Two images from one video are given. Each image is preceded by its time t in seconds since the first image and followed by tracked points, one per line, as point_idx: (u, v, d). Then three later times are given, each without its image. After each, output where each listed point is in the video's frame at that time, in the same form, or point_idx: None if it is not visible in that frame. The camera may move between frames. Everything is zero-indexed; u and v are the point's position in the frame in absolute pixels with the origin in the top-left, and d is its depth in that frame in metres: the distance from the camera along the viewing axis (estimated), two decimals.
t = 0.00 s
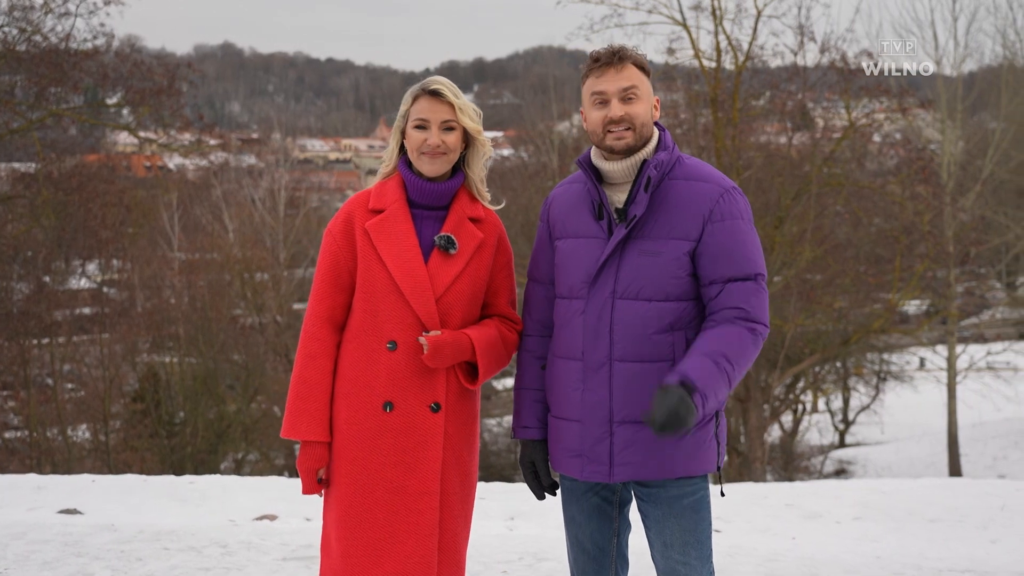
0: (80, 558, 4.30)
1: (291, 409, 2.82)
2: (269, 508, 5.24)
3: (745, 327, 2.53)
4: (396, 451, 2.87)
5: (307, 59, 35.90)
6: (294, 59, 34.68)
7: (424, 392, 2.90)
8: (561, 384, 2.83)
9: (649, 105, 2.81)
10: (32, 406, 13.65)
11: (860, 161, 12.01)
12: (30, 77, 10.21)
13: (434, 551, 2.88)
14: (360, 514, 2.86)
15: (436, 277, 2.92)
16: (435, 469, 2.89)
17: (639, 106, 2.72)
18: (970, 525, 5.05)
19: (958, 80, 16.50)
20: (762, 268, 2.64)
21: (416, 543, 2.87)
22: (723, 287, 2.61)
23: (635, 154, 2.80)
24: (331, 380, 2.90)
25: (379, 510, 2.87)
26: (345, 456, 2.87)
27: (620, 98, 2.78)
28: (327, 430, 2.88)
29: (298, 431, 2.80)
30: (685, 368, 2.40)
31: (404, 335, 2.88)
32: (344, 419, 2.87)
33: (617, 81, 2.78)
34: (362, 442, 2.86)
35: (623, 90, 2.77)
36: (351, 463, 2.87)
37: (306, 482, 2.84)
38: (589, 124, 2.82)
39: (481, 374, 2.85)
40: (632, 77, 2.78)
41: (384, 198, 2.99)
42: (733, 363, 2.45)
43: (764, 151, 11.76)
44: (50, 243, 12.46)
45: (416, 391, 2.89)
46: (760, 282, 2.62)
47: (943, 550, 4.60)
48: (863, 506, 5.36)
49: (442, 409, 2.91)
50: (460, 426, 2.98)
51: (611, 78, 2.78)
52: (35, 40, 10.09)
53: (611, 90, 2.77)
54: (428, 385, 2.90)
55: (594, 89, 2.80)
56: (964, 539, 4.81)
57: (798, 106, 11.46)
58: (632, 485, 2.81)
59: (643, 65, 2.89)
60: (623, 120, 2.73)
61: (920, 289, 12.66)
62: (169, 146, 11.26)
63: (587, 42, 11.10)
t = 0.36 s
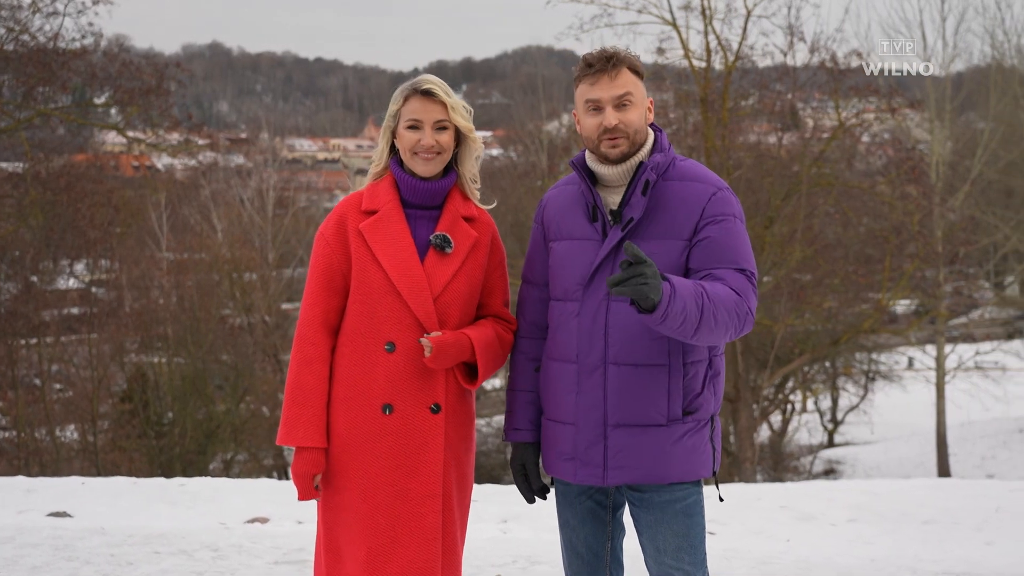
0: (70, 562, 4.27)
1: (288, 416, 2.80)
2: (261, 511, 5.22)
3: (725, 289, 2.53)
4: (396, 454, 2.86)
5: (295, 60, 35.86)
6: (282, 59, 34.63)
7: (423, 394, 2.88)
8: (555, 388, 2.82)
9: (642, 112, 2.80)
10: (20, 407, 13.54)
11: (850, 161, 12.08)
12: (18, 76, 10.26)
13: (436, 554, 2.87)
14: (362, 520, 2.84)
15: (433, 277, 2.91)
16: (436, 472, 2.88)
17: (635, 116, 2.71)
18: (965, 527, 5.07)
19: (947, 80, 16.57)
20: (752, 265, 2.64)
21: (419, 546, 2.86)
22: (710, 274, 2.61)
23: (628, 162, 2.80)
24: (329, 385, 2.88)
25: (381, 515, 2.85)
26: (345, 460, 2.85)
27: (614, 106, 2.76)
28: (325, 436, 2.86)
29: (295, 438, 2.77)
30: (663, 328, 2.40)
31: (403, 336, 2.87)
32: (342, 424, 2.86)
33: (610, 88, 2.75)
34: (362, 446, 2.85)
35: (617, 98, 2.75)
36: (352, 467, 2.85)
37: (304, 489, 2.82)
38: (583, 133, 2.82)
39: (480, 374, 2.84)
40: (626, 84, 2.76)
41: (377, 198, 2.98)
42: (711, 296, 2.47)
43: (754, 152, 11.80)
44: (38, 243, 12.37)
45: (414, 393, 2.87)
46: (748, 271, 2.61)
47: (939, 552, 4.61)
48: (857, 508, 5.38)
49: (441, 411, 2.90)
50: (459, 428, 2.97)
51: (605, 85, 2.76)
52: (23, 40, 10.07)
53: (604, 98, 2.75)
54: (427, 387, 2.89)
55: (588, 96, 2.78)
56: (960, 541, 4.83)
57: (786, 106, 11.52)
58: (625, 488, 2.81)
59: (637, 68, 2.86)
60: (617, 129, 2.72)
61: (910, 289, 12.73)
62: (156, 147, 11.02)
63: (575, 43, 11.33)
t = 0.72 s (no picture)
0: (61, 567, 4.24)
1: (281, 422, 2.77)
2: (252, 514, 5.19)
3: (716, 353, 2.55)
4: (391, 458, 2.85)
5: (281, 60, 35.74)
6: (268, 59, 34.51)
7: (418, 396, 2.87)
8: (551, 394, 2.82)
9: (632, 109, 2.80)
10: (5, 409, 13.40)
11: (838, 162, 12.15)
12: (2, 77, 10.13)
13: (435, 556, 2.87)
14: (360, 526, 2.83)
15: (426, 278, 2.90)
16: (432, 475, 2.87)
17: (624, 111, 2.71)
18: (959, 528, 5.09)
19: (933, 80, 16.65)
20: (746, 270, 2.63)
21: (418, 550, 2.85)
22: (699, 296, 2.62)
23: (619, 161, 2.80)
24: (322, 389, 2.86)
25: (379, 520, 2.83)
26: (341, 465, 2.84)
27: (604, 102, 2.76)
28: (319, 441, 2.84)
29: (288, 444, 2.74)
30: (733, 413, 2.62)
31: (397, 338, 2.86)
32: (337, 428, 2.84)
33: (599, 85, 2.76)
34: (358, 450, 2.83)
35: (606, 95, 2.75)
36: (348, 472, 2.84)
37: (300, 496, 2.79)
38: (572, 131, 2.82)
39: (477, 375, 2.84)
40: (615, 81, 2.76)
41: (368, 200, 2.96)
42: (720, 400, 2.53)
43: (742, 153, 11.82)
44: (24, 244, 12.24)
45: (410, 396, 2.86)
46: (740, 282, 2.60)
47: (934, 554, 4.63)
48: (851, 509, 5.40)
49: (437, 412, 2.89)
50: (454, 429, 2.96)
51: (594, 82, 2.76)
52: (9, 40, 10.04)
53: (594, 94, 2.76)
54: (422, 389, 2.88)
55: (578, 93, 2.78)
56: (955, 542, 4.85)
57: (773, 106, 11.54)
58: (625, 495, 2.81)
59: (627, 66, 2.87)
60: (606, 126, 2.72)
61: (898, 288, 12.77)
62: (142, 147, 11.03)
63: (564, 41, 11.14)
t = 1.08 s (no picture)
0: (49, 569, 4.20)
1: (271, 423, 2.74)
2: (241, 515, 5.16)
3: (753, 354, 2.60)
4: (384, 461, 2.83)
5: (267, 60, 35.57)
6: (254, 58, 34.34)
7: (412, 398, 2.86)
8: (549, 396, 2.81)
9: (632, 107, 2.80)
10: None
11: (824, 162, 12.20)
12: None
13: (428, 560, 2.86)
14: (353, 529, 2.82)
15: (420, 279, 2.88)
16: (426, 478, 2.86)
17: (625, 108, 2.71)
18: (953, 529, 5.12)
19: (918, 80, 16.73)
20: (757, 272, 2.66)
21: (411, 554, 2.84)
22: (719, 297, 2.63)
23: (619, 158, 2.79)
24: (313, 391, 2.84)
25: (372, 524, 2.82)
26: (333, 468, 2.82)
27: (603, 98, 2.76)
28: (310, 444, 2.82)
29: (279, 447, 2.72)
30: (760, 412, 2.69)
31: (391, 339, 2.84)
32: (328, 431, 2.82)
33: (599, 81, 2.76)
34: (351, 453, 2.82)
35: (607, 91, 2.75)
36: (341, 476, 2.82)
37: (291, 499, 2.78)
38: (570, 127, 2.81)
39: (469, 376, 2.83)
40: (616, 78, 2.75)
41: (360, 198, 2.94)
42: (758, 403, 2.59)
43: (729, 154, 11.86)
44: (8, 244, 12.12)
45: (403, 398, 2.85)
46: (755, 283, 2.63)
47: (928, 555, 4.65)
48: (844, 510, 5.42)
49: (431, 415, 2.88)
50: (447, 432, 2.95)
51: (594, 78, 2.76)
52: None
53: (593, 90, 2.75)
54: (416, 391, 2.87)
55: (578, 90, 2.77)
56: (948, 543, 4.88)
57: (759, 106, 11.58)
58: (624, 498, 2.81)
59: (628, 64, 2.86)
60: (606, 123, 2.71)
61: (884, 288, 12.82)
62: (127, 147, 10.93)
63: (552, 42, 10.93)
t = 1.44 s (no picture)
0: (37, 573, 4.16)
1: (265, 427, 2.73)
2: (231, 518, 5.13)
3: (735, 351, 2.58)
4: (380, 465, 2.83)
5: (252, 60, 35.41)
6: (238, 58, 34.18)
7: (407, 402, 2.86)
8: (547, 399, 2.81)
9: (631, 108, 2.80)
10: None
11: (809, 163, 12.27)
12: None
13: (422, 566, 2.86)
14: (348, 535, 2.81)
15: (415, 281, 2.88)
16: (420, 482, 2.86)
17: (625, 108, 2.71)
18: (944, 531, 5.14)
19: (902, 80, 16.83)
20: (751, 272, 2.66)
21: (405, 559, 2.84)
22: (711, 294, 2.64)
23: (617, 159, 2.79)
24: (307, 395, 2.83)
25: (366, 530, 2.81)
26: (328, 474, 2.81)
27: (602, 99, 2.76)
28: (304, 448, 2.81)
29: (273, 451, 2.71)
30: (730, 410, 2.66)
31: (385, 342, 2.84)
32: (322, 435, 2.81)
33: (598, 82, 2.76)
34: (345, 457, 2.81)
35: (606, 92, 2.75)
36: (336, 481, 2.81)
37: (285, 504, 2.77)
38: (568, 128, 2.81)
39: (464, 379, 2.82)
40: (615, 78, 2.76)
41: (354, 199, 2.93)
42: (733, 401, 2.56)
43: (714, 154, 11.90)
44: None
45: (399, 401, 2.85)
46: (747, 280, 2.63)
47: (920, 556, 4.67)
48: (836, 512, 5.44)
49: (426, 419, 2.88)
50: (441, 435, 2.95)
51: (593, 79, 2.77)
52: None
53: (593, 91, 2.76)
54: (411, 394, 2.86)
55: (576, 90, 2.77)
56: (939, 544, 4.90)
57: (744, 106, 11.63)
58: (624, 502, 2.81)
59: (625, 66, 2.87)
60: (605, 123, 2.71)
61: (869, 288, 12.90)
62: (112, 146, 10.86)
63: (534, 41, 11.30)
